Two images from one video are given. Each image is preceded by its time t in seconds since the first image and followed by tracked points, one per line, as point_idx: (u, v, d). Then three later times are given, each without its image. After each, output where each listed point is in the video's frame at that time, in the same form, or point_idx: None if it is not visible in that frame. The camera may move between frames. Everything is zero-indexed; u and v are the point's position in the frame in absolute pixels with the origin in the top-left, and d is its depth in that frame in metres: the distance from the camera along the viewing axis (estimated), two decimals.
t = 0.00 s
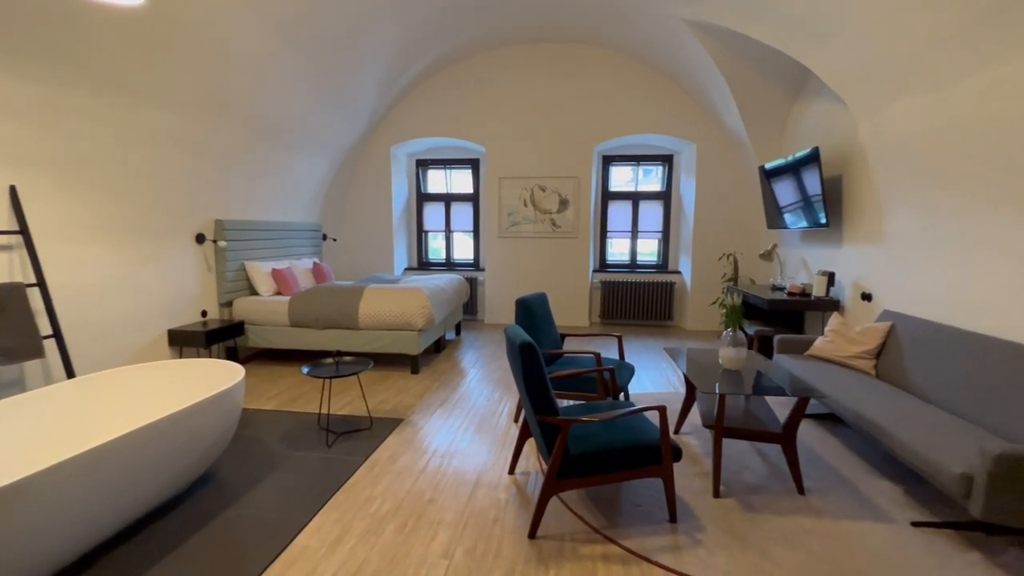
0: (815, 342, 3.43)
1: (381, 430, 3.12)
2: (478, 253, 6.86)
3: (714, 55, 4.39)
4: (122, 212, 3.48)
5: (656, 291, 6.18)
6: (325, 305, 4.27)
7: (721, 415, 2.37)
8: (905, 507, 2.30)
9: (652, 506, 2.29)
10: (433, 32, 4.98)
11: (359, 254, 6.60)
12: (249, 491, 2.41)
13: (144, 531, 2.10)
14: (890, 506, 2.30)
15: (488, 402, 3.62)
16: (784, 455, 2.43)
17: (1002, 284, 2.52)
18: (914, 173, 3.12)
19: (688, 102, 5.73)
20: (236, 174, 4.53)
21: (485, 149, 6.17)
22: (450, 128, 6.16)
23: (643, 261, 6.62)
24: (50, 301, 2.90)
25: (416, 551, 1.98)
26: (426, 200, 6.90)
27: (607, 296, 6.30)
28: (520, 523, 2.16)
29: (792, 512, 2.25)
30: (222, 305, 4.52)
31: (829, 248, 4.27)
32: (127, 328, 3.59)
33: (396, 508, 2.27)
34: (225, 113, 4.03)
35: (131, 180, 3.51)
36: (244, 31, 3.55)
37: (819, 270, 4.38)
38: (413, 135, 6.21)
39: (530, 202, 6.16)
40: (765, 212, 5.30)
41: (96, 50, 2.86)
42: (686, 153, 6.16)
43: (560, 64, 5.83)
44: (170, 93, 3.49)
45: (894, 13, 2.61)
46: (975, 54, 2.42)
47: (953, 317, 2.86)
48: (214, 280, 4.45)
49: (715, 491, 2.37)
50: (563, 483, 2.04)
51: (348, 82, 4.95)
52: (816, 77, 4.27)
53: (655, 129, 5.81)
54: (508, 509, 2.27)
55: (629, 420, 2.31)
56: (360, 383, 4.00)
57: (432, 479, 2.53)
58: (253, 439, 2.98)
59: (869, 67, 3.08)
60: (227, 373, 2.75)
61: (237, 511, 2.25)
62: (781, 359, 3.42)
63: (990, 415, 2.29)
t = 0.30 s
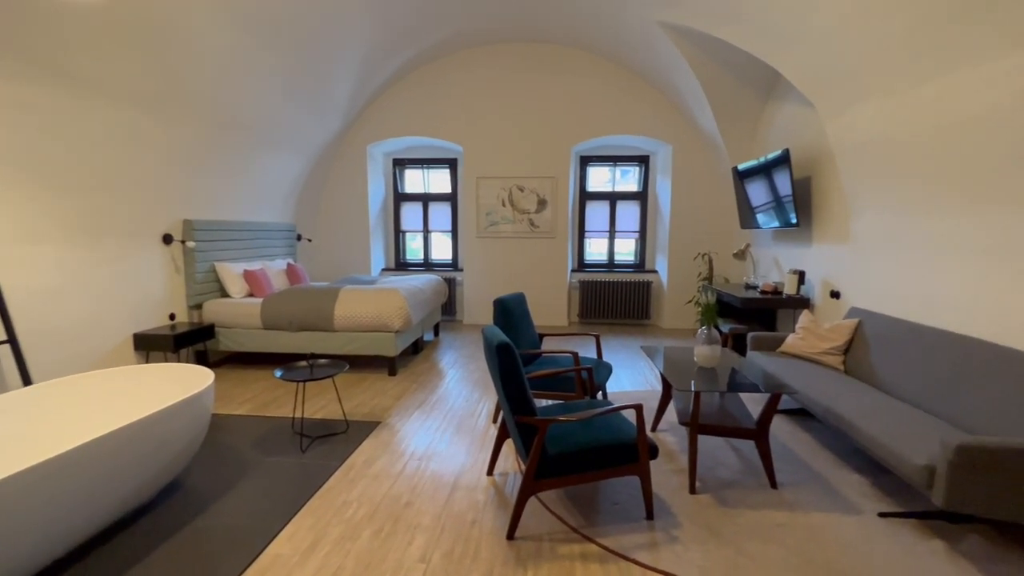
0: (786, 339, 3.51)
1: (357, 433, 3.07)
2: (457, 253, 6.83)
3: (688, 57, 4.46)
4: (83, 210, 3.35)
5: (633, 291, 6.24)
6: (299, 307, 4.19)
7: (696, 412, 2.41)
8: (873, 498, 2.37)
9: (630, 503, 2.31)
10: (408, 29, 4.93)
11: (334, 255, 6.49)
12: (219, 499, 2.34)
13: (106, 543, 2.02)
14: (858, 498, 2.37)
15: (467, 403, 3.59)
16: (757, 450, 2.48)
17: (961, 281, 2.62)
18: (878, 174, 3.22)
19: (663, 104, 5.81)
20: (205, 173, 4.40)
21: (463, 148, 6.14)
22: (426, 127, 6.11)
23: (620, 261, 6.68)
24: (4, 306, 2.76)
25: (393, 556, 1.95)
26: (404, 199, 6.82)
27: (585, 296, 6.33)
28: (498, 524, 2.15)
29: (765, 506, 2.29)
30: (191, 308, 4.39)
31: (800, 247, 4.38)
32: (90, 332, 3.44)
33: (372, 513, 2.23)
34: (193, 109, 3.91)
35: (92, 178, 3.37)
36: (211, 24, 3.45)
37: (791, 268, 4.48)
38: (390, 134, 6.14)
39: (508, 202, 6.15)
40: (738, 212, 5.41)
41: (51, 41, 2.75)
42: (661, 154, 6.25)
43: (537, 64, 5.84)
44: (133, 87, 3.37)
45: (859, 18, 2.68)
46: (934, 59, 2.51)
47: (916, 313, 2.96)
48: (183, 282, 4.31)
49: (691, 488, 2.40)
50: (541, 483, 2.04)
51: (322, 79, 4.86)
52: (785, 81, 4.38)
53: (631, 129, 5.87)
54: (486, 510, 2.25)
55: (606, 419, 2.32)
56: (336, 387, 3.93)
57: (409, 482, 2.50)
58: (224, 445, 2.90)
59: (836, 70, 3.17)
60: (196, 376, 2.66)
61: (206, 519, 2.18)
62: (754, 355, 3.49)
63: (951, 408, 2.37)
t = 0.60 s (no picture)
0: (758, 337, 3.58)
1: (332, 438, 3.01)
2: (434, 253, 6.77)
3: (663, 58, 4.52)
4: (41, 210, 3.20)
5: (611, 290, 6.29)
6: (272, 309, 4.08)
7: (671, 410, 2.43)
8: (842, 491, 2.43)
9: (607, 502, 2.32)
10: (383, 26, 4.87)
11: (309, 255, 6.36)
12: (188, 508, 2.26)
13: (65, 558, 1.92)
14: (828, 491, 2.43)
15: (445, 405, 3.56)
16: (731, 446, 2.52)
17: (924, 279, 2.71)
18: (845, 175, 3.31)
19: (639, 105, 5.87)
20: (171, 171, 4.25)
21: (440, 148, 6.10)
22: (403, 126, 6.04)
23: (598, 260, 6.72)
24: None
25: (368, 562, 1.91)
26: (380, 199, 6.74)
27: (563, 295, 6.35)
28: (475, 527, 2.13)
29: (739, 501, 2.33)
30: (158, 311, 4.24)
31: (771, 247, 4.48)
32: (49, 337, 3.29)
33: (347, 518, 2.19)
34: (159, 105, 3.78)
35: (50, 176, 3.22)
36: (177, 17, 3.35)
37: (762, 267, 4.58)
38: (365, 133, 6.05)
39: (485, 201, 6.13)
40: (712, 212, 5.50)
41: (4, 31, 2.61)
42: (637, 154, 6.31)
43: (514, 64, 5.84)
44: (94, 82, 3.24)
45: (827, 23, 2.75)
46: (898, 63, 2.59)
47: (881, 310, 3.06)
48: (149, 286, 4.18)
49: (667, 485, 2.43)
50: (519, 484, 2.03)
51: (295, 76, 4.76)
52: (756, 84, 4.47)
53: (608, 130, 5.92)
54: (463, 513, 2.23)
55: (583, 418, 2.33)
56: (311, 390, 3.85)
57: (385, 486, 2.46)
58: (193, 452, 2.81)
59: (805, 74, 3.24)
60: (162, 383, 2.55)
61: (174, 530, 2.10)
62: (727, 353, 3.55)
63: (915, 401, 2.45)
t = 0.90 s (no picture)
0: (731, 335, 3.65)
1: (306, 442, 2.94)
2: (411, 254, 6.70)
3: (638, 60, 4.56)
4: None
5: (588, 289, 6.33)
6: (243, 312, 3.98)
7: (647, 408, 2.45)
8: (812, 484, 2.49)
9: (585, 501, 2.33)
10: (357, 23, 4.80)
11: (282, 256, 6.22)
12: (152, 519, 2.18)
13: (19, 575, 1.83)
14: (799, 485, 2.49)
15: (422, 407, 3.52)
16: (706, 443, 2.56)
17: (888, 276, 2.80)
18: (814, 177, 3.40)
19: (616, 105, 5.92)
20: (136, 169, 4.10)
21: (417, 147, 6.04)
22: (378, 124, 5.96)
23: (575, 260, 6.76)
24: None
25: (342, 569, 1.87)
26: (355, 199, 6.63)
27: (542, 295, 6.36)
28: (452, 530, 2.11)
29: (713, 497, 2.37)
30: (121, 314, 4.08)
31: (744, 246, 4.57)
32: (4, 342, 3.14)
33: (321, 524, 2.14)
34: (121, 100, 3.65)
35: (5, 173, 3.06)
36: (140, 9, 3.23)
37: (736, 266, 4.67)
38: (340, 131, 5.95)
39: (463, 201, 6.10)
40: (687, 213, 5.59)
41: None
42: (614, 155, 6.36)
43: (491, 64, 5.82)
44: (51, 76, 3.10)
45: (796, 27, 2.82)
46: (863, 68, 2.67)
47: (849, 308, 3.15)
48: (110, 288, 4.00)
49: (644, 482, 2.45)
50: (496, 485, 2.01)
51: (266, 72, 4.65)
52: (729, 86, 4.56)
53: (585, 131, 5.95)
54: (440, 516, 2.21)
55: (561, 418, 2.33)
56: (284, 394, 3.76)
57: (361, 490, 2.42)
58: (159, 460, 2.71)
59: (775, 77, 3.32)
60: (125, 391, 2.43)
61: (137, 542, 2.03)
62: (702, 351, 3.61)
63: (881, 395, 2.53)
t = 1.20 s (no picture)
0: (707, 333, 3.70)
1: (280, 448, 2.87)
2: (389, 254, 6.62)
3: (614, 60, 4.60)
4: None
5: (567, 289, 6.35)
6: (213, 314, 3.86)
7: (625, 407, 2.46)
8: (785, 479, 2.54)
9: (564, 501, 2.32)
10: (333, 20, 4.72)
11: (255, 257, 6.08)
12: (116, 531, 2.10)
13: None
14: (773, 479, 2.53)
15: (400, 409, 3.47)
16: (683, 440, 2.58)
17: (856, 274, 2.88)
18: (786, 177, 3.48)
19: (594, 106, 5.95)
20: (100, 167, 3.95)
21: (394, 146, 5.96)
22: (355, 123, 5.87)
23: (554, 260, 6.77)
24: None
25: None
26: (331, 198, 6.52)
27: (521, 295, 6.36)
28: (430, 534, 2.08)
29: (690, 494, 2.39)
30: (84, 318, 3.92)
31: (719, 246, 4.64)
32: None
33: (295, 532, 2.09)
34: (84, 96, 3.51)
35: None
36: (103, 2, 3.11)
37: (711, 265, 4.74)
38: (315, 130, 5.84)
39: (441, 201, 6.05)
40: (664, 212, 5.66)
41: None
42: (592, 155, 6.40)
43: (469, 63, 5.79)
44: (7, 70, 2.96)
45: (768, 30, 2.87)
46: (832, 71, 2.74)
47: (819, 305, 3.22)
48: (72, 291, 3.84)
49: (622, 481, 2.46)
50: (475, 487, 1.99)
51: (238, 68, 4.53)
52: (704, 88, 4.63)
53: (563, 131, 5.97)
54: (418, 520, 2.18)
55: (539, 418, 2.32)
56: (257, 399, 3.67)
57: (336, 496, 2.37)
58: (124, 470, 2.61)
59: (748, 79, 3.38)
60: (86, 399, 2.34)
61: (100, 556, 1.94)
62: (679, 349, 3.65)
63: (850, 390, 2.60)
